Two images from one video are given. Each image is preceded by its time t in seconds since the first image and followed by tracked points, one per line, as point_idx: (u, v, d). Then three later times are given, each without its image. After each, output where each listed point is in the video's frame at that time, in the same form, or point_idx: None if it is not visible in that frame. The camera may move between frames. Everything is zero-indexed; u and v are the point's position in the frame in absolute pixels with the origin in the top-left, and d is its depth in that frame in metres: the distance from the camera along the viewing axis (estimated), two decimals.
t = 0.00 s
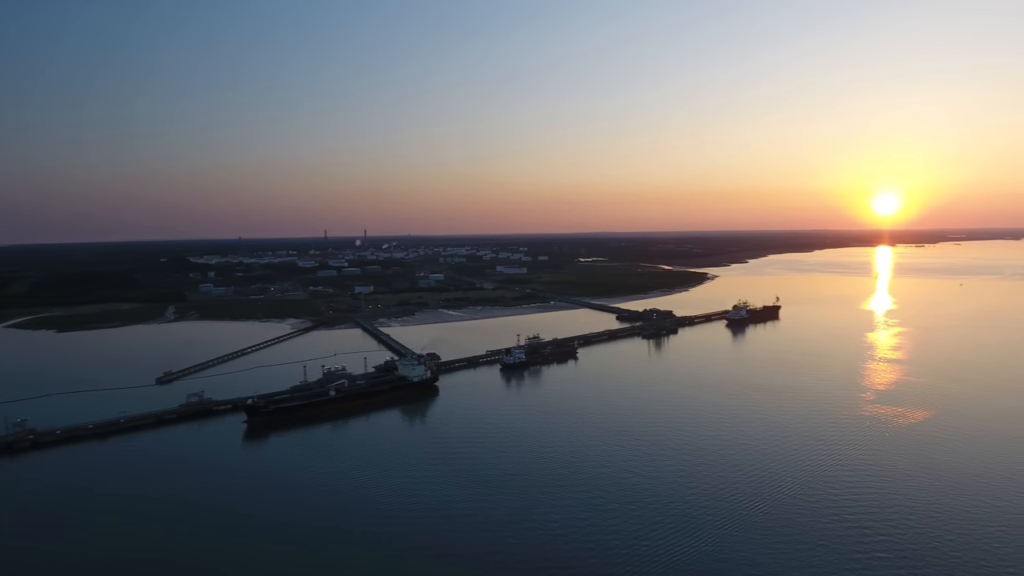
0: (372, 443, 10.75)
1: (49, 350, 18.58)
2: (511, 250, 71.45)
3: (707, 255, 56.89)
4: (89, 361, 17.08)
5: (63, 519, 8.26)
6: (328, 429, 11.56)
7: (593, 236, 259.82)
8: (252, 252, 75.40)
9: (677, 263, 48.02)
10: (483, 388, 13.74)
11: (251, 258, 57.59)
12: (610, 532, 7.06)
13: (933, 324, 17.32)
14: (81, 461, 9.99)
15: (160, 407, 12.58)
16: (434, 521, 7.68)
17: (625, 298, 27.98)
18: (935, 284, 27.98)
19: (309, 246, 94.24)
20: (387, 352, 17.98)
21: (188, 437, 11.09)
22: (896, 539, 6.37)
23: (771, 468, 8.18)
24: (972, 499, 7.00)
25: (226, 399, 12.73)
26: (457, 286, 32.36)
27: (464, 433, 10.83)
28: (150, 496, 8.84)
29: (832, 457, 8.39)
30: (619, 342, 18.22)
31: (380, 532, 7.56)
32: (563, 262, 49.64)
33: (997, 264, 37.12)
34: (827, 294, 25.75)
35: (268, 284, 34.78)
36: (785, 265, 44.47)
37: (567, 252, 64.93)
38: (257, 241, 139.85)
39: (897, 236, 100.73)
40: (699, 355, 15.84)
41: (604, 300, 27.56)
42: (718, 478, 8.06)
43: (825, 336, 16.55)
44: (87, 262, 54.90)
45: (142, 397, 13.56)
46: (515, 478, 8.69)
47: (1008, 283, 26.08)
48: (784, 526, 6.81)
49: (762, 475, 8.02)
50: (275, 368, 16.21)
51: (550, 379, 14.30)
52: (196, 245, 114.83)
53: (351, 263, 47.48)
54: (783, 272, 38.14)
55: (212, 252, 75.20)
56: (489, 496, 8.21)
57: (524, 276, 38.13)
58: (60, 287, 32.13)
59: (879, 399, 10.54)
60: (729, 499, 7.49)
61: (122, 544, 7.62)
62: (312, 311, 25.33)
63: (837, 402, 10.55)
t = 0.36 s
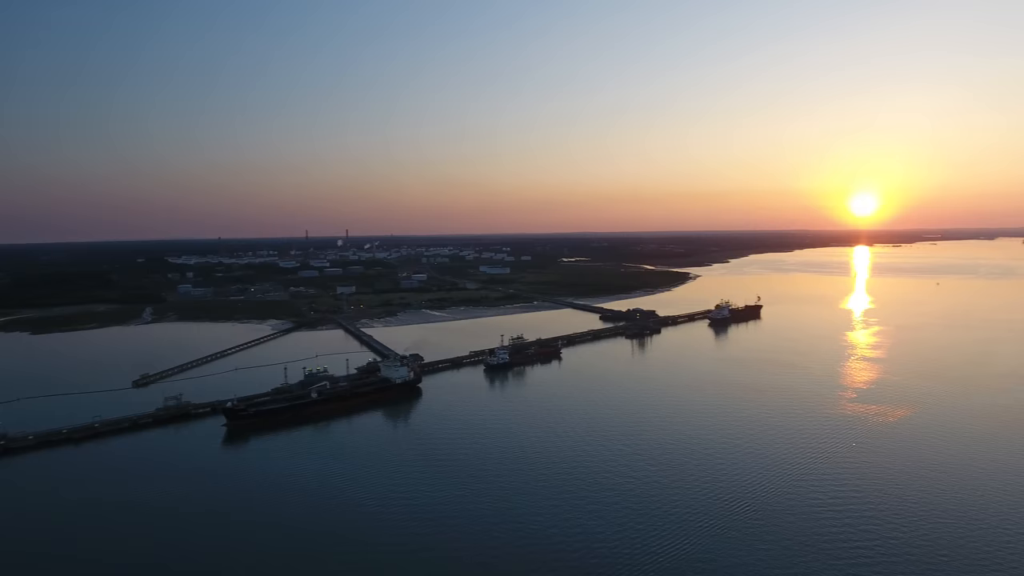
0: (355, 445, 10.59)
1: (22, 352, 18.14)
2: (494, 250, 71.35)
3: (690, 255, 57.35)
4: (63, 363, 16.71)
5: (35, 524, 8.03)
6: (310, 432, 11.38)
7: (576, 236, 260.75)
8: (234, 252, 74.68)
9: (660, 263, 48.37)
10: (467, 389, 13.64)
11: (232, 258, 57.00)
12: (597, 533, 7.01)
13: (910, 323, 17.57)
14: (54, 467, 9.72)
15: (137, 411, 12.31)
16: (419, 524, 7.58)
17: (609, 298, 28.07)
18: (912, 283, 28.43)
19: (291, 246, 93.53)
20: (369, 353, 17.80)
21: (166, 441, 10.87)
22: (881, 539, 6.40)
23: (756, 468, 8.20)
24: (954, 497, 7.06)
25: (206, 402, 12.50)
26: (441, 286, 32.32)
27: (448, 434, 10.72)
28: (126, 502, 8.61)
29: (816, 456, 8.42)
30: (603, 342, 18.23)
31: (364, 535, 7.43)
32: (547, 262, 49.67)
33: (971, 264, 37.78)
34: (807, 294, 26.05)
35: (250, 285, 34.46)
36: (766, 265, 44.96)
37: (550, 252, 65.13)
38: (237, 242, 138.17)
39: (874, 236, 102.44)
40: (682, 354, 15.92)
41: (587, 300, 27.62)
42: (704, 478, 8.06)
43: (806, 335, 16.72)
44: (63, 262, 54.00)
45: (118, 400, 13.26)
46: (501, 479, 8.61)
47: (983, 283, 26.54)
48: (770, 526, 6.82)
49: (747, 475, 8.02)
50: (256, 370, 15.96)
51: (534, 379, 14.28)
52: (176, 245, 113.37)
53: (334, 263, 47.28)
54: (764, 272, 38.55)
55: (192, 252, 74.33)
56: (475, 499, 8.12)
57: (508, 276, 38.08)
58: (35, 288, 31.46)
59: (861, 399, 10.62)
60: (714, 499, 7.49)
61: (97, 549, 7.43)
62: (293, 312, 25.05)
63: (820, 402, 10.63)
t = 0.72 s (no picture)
0: (340, 447, 10.45)
1: None
2: (479, 250, 71.17)
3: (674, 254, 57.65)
4: (39, 365, 16.32)
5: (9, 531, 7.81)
6: (293, 434, 11.22)
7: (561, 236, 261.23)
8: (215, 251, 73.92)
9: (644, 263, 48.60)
10: (452, 390, 13.54)
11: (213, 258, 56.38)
12: (585, 533, 6.97)
13: (891, 322, 17.78)
14: (31, 472, 9.47)
15: (116, 414, 12.04)
16: (405, 525, 7.50)
17: (594, 297, 28.10)
18: (892, 282, 28.82)
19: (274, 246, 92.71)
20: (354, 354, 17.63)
21: (146, 444, 10.64)
22: (868, 537, 6.42)
23: (743, 467, 8.21)
24: (939, 494, 7.11)
25: (187, 405, 12.27)
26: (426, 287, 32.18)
27: (434, 435, 10.62)
28: (105, 506, 8.41)
29: (802, 455, 8.46)
30: (588, 342, 18.22)
31: (349, 538, 7.33)
32: (532, 262, 49.63)
33: (950, 264, 38.34)
34: (790, 293, 26.27)
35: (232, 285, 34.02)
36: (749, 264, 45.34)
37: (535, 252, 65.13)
38: (219, 242, 136.44)
39: (855, 237, 103.78)
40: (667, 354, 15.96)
41: (572, 300, 27.63)
42: (692, 478, 8.05)
43: (790, 335, 16.83)
44: (40, 262, 53.06)
45: (96, 404, 12.96)
46: (488, 480, 8.54)
47: (961, 283, 26.93)
48: (757, 525, 6.83)
49: (734, 474, 8.03)
50: (238, 372, 15.74)
51: (520, 380, 14.22)
52: (156, 245, 111.90)
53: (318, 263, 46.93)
54: (747, 271, 38.84)
55: (173, 252, 73.44)
56: (462, 499, 8.04)
57: (493, 276, 38.00)
58: (10, 288, 30.78)
59: (845, 397, 10.69)
60: (701, 498, 7.49)
61: (73, 555, 7.23)
62: (276, 312, 24.76)
63: (804, 401, 10.69)
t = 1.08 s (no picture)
0: (325, 449, 10.31)
1: None
2: (465, 250, 70.86)
3: (658, 254, 57.96)
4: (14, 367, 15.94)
5: None
6: (277, 436, 11.04)
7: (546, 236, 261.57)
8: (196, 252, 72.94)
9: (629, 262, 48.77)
10: (438, 391, 13.42)
11: (195, 258, 55.65)
12: (572, 534, 6.92)
13: (873, 321, 17.98)
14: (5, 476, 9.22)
15: (94, 417, 11.79)
16: (390, 527, 7.40)
17: (579, 297, 28.12)
18: (872, 282, 29.18)
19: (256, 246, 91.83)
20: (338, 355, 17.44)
21: (126, 447, 10.42)
22: (854, 536, 6.43)
23: (729, 467, 8.20)
24: (923, 493, 7.14)
25: (167, 407, 12.04)
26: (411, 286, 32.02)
27: (419, 436, 10.50)
28: (80, 511, 8.21)
29: (788, 455, 8.47)
30: (575, 342, 18.18)
31: (333, 542, 7.21)
32: (518, 262, 49.51)
33: (930, 264, 38.84)
34: (773, 293, 26.49)
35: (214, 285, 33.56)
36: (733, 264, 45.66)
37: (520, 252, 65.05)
38: (201, 241, 134.68)
39: (836, 237, 105.10)
40: (653, 353, 15.99)
41: (558, 300, 27.62)
42: (679, 477, 8.03)
43: (773, 334, 16.97)
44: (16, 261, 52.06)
45: (73, 407, 12.68)
46: (474, 481, 8.45)
47: (941, 282, 27.28)
48: (743, 524, 6.83)
49: (721, 474, 8.02)
50: (220, 373, 15.49)
51: (506, 380, 14.14)
52: (136, 245, 110.28)
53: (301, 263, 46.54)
54: (731, 271, 39.15)
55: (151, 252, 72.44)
56: (449, 501, 7.94)
57: (478, 276, 37.83)
58: None
59: (830, 397, 10.74)
60: (688, 498, 7.46)
61: (49, 560, 7.05)
62: (259, 313, 24.46)
63: (790, 400, 10.73)
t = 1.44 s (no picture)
0: (308, 451, 10.16)
1: None
2: (449, 249, 70.49)
3: (642, 254, 58.21)
4: None
5: None
6: (258, 440, 10.85)
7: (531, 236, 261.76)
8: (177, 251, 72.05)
9: (613, 262, 48.94)
10: (422, 391, 13.31)
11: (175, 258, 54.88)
12: (560, 536, 6.85)
13: (854, 320, 18.17)
14: None
15: (70, 421, 11.50)
16: (375, 531, 7.29)
17: (564, 297, 28.12)
18: (853, 281, 29.55)
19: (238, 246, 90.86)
20: (321, 356, 17.23)
21: (103, 452, 10.18)
22: (840, 535, 6.44)
23: (715, 467, 8.18)
24: (907, 492, 7.18)
25: (146, 411, 11.79)
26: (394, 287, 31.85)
27: (404, 438, 10.37)
28: (56, 519, 8.00)
29: (773, 454, 8.49)
30: (559, 342, 18.14)
31: (316, 547, 7.08)
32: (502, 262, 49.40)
33: (908, 263, 39.49)
34: (756, 292, 26.68)
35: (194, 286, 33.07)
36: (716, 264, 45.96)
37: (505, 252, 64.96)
38: (180, 241, 132.79)
39: (816, 236, 106.39)
40: (638, 353, 16.01)
41: (543, 300, 27.59)
42: (666, 477, 8.01)
43: (757, 333, 17.08)
44: None
45: (48, 411, 12.37)
46: (459, 483, 8.35)
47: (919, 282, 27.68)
48: (730, 524, 6.82)
49: (707, 474, 8.01)
50: (200, 376, 15.22)
51: (491, 381, 14.07)
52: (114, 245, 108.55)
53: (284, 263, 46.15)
54: (714, 271, 39.43)
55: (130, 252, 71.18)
56: (434, 503, 7.83)
57: (462, 276, 37.67)
58: None
59: (813, 396, 10.80)
60: (675, 498, 7.44)
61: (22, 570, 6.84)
62: (241, 313, 24.13)
63: (774, 399, 10.77)
